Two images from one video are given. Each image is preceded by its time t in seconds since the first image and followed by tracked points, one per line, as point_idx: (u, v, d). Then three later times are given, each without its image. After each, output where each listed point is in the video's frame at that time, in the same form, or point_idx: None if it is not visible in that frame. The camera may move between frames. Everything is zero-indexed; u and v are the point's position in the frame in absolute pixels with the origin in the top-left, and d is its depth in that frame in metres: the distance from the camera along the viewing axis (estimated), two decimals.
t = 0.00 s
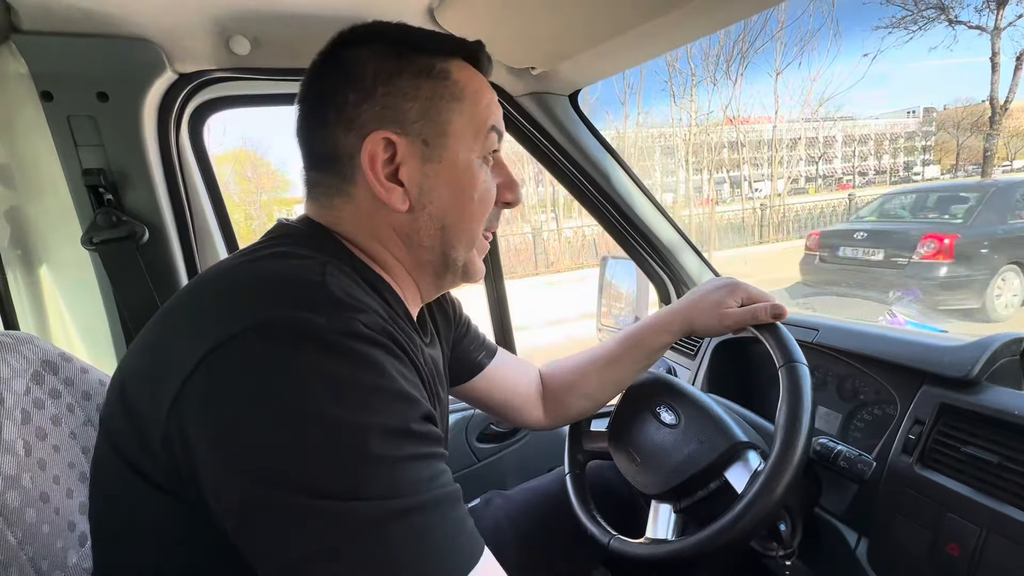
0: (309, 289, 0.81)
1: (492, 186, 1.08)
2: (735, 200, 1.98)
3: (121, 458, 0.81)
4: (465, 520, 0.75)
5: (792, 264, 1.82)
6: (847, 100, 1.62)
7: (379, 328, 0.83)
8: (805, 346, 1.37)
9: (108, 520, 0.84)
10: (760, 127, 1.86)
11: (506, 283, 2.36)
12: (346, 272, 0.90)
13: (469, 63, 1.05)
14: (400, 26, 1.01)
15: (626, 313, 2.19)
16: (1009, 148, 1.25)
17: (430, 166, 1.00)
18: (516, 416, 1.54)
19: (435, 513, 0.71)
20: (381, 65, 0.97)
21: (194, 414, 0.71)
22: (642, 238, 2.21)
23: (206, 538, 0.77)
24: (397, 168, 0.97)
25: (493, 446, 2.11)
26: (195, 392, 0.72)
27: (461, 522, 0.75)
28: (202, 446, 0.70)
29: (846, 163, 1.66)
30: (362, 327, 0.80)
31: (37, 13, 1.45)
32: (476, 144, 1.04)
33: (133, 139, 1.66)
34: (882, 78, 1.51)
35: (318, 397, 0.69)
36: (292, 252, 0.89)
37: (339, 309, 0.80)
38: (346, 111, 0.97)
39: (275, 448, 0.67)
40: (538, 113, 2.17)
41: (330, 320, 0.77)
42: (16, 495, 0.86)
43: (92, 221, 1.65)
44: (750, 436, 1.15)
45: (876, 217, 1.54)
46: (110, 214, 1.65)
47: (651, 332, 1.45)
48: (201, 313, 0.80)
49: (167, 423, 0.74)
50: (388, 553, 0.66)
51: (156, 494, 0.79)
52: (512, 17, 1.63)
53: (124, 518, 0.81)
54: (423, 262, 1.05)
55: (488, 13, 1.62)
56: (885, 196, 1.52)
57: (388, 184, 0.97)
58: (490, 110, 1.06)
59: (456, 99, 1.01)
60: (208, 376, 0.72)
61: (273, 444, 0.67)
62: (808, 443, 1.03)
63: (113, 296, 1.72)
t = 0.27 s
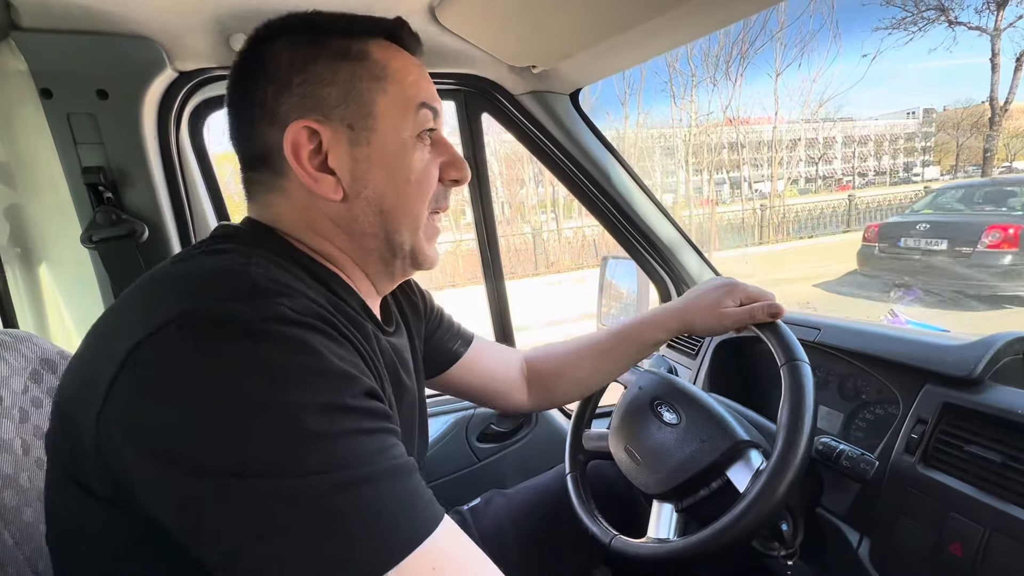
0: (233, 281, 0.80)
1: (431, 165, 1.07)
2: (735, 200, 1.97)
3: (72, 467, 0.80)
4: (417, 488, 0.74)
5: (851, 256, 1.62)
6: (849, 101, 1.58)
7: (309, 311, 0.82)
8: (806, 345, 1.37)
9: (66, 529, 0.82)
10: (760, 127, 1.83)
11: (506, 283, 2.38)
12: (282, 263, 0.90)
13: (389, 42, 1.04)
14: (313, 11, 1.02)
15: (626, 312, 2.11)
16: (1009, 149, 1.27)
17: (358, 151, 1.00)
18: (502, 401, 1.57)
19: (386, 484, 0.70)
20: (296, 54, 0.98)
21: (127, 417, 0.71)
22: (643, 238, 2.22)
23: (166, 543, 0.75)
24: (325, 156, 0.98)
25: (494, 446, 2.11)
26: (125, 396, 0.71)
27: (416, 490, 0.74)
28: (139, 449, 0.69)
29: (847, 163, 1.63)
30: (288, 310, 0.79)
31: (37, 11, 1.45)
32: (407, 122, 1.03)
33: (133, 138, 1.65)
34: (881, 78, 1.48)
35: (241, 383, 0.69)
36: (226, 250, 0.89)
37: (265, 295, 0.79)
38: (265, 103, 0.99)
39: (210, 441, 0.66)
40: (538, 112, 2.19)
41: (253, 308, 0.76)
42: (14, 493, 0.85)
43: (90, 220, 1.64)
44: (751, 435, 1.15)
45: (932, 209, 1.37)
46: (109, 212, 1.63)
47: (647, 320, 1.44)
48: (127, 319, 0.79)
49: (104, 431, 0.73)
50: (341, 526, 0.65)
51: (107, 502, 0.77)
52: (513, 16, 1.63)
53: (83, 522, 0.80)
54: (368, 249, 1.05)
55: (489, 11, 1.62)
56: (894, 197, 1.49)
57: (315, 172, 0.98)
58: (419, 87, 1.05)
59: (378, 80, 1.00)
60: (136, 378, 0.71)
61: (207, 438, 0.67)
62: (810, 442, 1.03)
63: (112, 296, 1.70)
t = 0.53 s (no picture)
0: (181, 284, 0.78)
1: (389, 155, 1.08)
2: (735, 201, 1.98)
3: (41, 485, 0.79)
4: (389, 473, 0.72)
5: (880, 251, 1.57)
6: (848, 102, 1.58)
7: (260, 308, 0.80)
8: (806, 347, 1.37)
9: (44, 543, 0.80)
10: (760, 128, 1.83)
11: (506, 283, 2.38)
12: (238, 265, 0.89)
13: (329, 32, 1.04)
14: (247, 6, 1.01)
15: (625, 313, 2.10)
16: (1008, 150, 1.26)
17: (308, 150, 1.01)
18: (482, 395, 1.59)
19: (353, 469, 0.68)
20: (230, 54, 0.98)
21: (80, 435, 0.69)
22: (642, 239, 2.22)
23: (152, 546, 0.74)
24: (273, 159, 0.99)
25: (494, 446, 2.11)
26: (76, 412, 0.70)
27: (386, 474, 0.72)
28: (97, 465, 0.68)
29: (846, 164, 1.64)
30: (237, 309, 0.77)
31: (38, 11, 1.45)
32: (356, 116, 1.04)
33: (133, 138, 1.65)
34: (882, 78, 1.48)
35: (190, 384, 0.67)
36: (183, 255, 0.87)
37: (214, 295, 0.78)
38: (209, 112, 1.00)
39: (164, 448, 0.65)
40: (538, 113, 2.19)
41: (198, 310, 0.74)
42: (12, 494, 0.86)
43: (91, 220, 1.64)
44: (751, 436, 1.15)
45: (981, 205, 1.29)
46: (109, 213, 1.63)
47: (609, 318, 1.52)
48: (73, 337, 0.77)
49: (60, 451, 0.72)
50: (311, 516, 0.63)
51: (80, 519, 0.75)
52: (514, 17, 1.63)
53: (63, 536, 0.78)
54: (333, 245, 1.06)
55: (490, 13, 1.62)
56: (892, 198, 1.52)
57: (266, 175, 0.99)
58: (366, 78, 1.06)
59: (321, 74, 1.01)
60: (83, 394, 0.70)
61: (159, 447, 0.65)
62: (810, 444, 1.03)
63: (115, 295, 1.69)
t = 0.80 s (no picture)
0: (160, 298, 0.78)
1: (361, 157, 1.09)
2: (735, 201, 1.98)
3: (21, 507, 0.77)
4: (377, 475, 0.73)
5: (878, 251, 1.64)
6: (848, 103, 1.59)
7: (240, 319, 0.80)
8: (806, 347, 1.38)
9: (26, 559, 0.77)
10: (760, 129, 1.84)
11: (506, 283, 2.39)
12: (219, 277, 0.90)
13: (285, 29, 1.02)
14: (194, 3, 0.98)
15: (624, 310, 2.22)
16: (1008, 151, 1.26)
17: (278, 161, 1.01)
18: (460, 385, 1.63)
19: (341, 472, 0.69)
20: (182, 61, 0.95)
21: (63, 452, 0.69)
22: (643, 240, 2.23)
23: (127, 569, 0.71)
24: (242, 172, 1.00)
25: (495, 446, 2.12)
26: (57, 430, 0.70)
27: (374, 475, 0.73)
28: (83, 481, 0.68)
29: (846, 166, 1.66)
30: (216, 321, 0.77)
31: (41, 13, 1.46)
32: (325, 121, 1.04)
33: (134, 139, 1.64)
34: (881, 80, 1.49)
35: (172, 395, 0.67)
36: (166, 265, 0.88)
37: (194, 307, 0.78)
38: (169, 126, 0.99)
39: (149, 461, 0.64)
40: (539, 114, 2.19)
41: (175, 322, 0.74)
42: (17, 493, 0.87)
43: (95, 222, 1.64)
44: (751, 436, 1.16)
45: None
46: (112, 214, 1.63)
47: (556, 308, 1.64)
48: (51, 355, 0.77)
49: (43, 469, 0.71)
50: (303, 518, 0.64)
51: (63, 536, 0.73)
52: (515, 19, 1.63)
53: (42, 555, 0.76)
54: (312, 253, 1.08)
55: (491, 14, 1.63)
56: (892, 198, 1.56)
57: (238, 191, 1.00)
58: (328, 78, 1.05)
59: (282, 79, 0.99)
60: (64, 411, 0.70)
61: (143, 461, 0.65)
62: (809, 445, 1.03)
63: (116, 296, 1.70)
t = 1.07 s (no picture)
0: (154, 299, 0.78)
1: (357, 160, 1.09)
2: (735, 201, 1.97)
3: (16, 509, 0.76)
4: (374, 477, 0.73)
5: (880, 250, 1.63)
6: (848, 103, 1.59)
7: (235, 321, 0.80)
8: (806, 347, 1.38)
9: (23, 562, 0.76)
10: (760, 129, 1.83)
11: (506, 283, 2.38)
12: (214, 277, 0.90)
13: (275, 27, 1.01)
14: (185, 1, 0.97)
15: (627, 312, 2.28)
16: (1008, 151, 1.26)
17: (271, 166, 1.01)
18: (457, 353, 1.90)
19: (339, 473, 0.69)
20: (171, 62, 0.94)
21: (56, 457, 0.68)
22: (643, 240, 2.23)
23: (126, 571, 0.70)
24: (235, 177, 1.00)
25: (494, 446, 2.12)
26: (50, 434, 0.69)
27: (372, 475, 0.73)
28: (78, 486, 0.67)
29: (846, 166, 1.65)
30: (211, 322, 0.77)
31: (40, 12, 1.46)
32: (319, 125, 1.03)
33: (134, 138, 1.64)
34: (881, 80, 1.49)
35: (168, 397, 0.67)
36: (161, 266, 0.88)
37: (189, 308, 0.78)
38: (163, 130, 0.99)
39: (145, 464, 0.64)
40: (538, 114, 2.19)
41: (168, 324, 0.74)
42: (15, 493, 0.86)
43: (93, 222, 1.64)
44: (751, 436, 1.15)
45: None
46: (111, 214, 1.63)
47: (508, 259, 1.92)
48: (43, 359, 0.76)
49: (36, 474, 0.70)
50: (302, 519, 0.64)
51: (60, 537, 0.73)
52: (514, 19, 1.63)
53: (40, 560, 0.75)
54: (309, 255, 1.09)
55: (489, 14, 1.63)
56: (892, 199, 1.56)
57: (230, 196, 0.99)
58: (319, 79, 1.03)
59: (273, 82, 0.98)
60: (57, 415, 0.69)
61: (139, 464, 0.64)
62: (809, 445, 1.03)
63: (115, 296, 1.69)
